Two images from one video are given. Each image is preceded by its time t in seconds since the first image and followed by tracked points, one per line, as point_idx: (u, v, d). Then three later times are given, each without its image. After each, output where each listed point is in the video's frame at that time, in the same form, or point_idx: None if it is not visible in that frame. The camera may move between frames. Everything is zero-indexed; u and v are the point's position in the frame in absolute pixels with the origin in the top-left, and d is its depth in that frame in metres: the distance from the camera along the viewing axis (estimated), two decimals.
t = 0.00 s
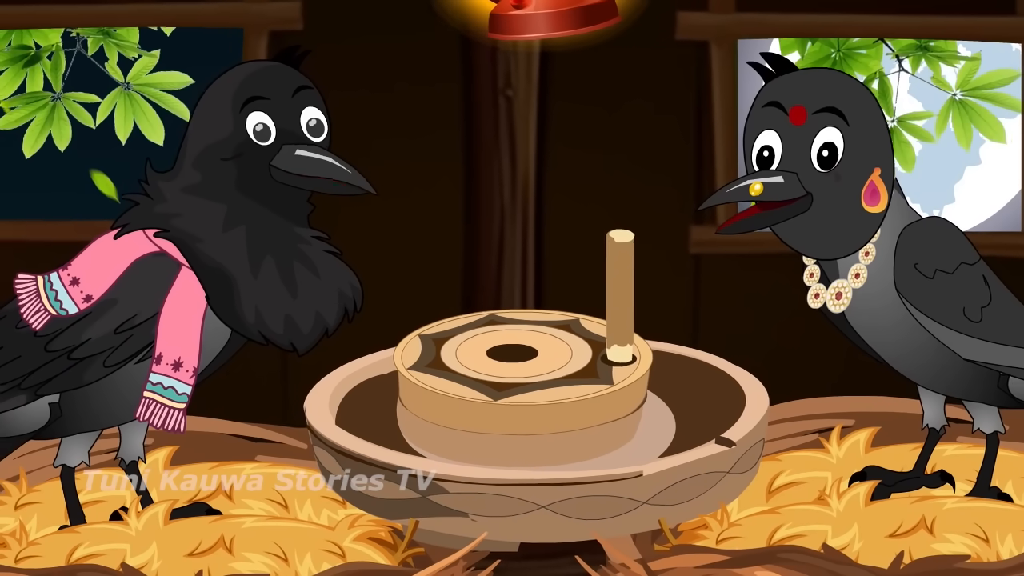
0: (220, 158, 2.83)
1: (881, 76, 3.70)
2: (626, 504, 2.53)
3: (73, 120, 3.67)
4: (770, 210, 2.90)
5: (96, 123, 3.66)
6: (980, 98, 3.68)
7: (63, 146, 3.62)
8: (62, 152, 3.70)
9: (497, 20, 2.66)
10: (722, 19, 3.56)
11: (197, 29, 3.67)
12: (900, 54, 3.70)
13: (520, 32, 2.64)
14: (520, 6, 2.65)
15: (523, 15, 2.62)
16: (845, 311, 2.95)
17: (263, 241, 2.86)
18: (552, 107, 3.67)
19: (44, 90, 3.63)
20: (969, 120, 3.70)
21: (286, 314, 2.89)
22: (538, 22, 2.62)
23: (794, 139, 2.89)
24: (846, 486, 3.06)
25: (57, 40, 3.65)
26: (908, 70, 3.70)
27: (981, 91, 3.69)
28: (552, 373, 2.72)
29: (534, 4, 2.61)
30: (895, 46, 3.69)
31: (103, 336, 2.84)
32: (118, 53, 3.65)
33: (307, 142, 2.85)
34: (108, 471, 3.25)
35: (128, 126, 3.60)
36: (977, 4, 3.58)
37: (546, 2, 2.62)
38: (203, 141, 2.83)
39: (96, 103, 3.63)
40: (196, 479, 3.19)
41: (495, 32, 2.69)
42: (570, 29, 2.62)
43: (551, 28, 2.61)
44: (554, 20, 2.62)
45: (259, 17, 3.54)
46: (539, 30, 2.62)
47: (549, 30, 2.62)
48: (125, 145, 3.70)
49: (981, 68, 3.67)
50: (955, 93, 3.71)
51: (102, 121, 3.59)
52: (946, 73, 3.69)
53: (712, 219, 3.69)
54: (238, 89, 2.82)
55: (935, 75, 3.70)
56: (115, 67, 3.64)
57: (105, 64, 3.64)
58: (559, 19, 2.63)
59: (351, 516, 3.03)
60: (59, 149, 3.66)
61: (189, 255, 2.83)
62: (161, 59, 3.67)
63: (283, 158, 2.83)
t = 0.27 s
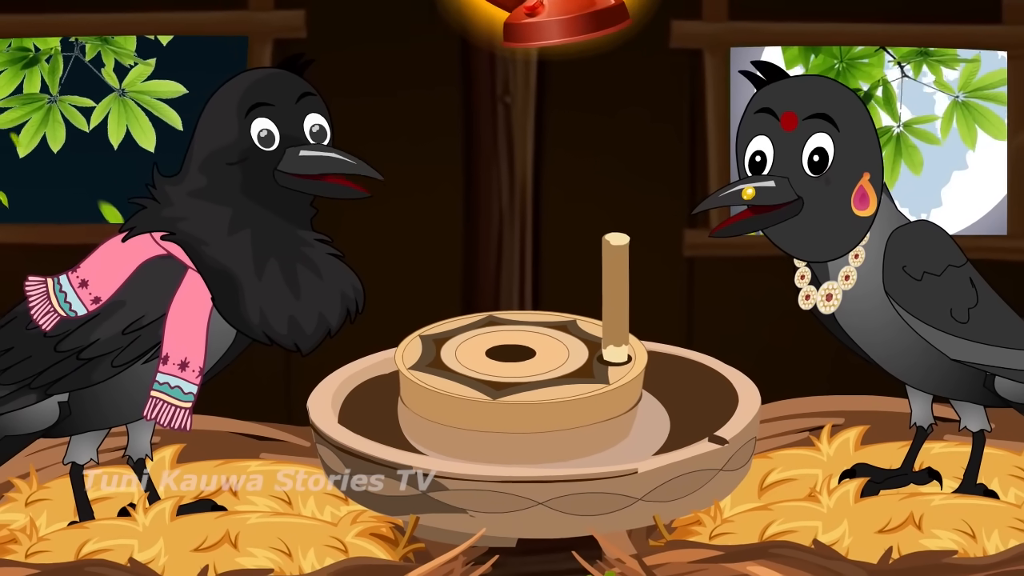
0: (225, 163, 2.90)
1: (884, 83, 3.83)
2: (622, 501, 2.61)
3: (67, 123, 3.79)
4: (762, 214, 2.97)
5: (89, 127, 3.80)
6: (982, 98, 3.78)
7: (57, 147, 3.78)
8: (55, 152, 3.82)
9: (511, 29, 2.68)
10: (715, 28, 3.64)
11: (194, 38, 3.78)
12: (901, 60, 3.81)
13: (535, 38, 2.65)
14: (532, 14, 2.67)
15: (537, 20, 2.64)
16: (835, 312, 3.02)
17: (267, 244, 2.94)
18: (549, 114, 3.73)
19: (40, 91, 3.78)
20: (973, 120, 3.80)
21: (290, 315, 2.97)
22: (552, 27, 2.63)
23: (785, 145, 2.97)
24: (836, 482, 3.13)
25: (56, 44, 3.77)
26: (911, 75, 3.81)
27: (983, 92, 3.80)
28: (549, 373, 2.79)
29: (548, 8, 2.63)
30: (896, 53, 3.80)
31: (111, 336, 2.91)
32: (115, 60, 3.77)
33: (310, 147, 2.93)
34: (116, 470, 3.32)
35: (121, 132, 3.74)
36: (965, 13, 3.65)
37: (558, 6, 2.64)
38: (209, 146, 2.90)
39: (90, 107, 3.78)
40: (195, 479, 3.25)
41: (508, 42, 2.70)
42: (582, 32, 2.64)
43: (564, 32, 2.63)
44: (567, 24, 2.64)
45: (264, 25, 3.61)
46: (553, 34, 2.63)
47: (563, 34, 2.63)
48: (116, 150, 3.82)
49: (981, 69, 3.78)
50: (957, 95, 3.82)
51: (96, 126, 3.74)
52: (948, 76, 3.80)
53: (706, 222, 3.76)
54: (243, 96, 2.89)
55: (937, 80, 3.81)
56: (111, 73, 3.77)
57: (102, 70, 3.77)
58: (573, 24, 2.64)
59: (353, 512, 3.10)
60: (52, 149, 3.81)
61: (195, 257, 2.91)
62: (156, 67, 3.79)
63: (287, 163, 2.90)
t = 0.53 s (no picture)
0: (230, 168, 2.97)
1: (863, 89, 3.88)
2: (617, 497, 2.68)
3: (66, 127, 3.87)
4: (754, 218, 3.02)
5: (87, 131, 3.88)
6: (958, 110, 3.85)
7: (55, 149, 3.86)
8: (53, 155, 3.89)
9: (500, 36, 2.92)
10: (709, 36, 3.74)
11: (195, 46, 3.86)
12: (881, 68, 3.88)
13: (523, 46, 2.89)
14: (520, 23, 2.91)
15: (524, 31, 2.88)
16: (825, 313, 3.08)
17: (271, 247, 2.99)
18: (547, 121, 3.80)
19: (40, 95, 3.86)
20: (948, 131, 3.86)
21: (294, 316, 3.02)
22: (538, 38, 2.88)
23: (777, 150, 3.03)
24: (826, 480, 3.21)
25: (57, 49, 3.84)
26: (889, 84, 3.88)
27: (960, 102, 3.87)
28: (546, 372, 2.86)
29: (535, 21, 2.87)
30: (877, 61, 3.88)
31: (118, 337, 2.99)
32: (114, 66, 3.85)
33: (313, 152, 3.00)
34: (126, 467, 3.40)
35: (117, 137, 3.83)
36: (954, 21, 3.74)
37: (545, 19, 2.88)
38: (214, 152, 2.97)
39: (88, 111, 3.87)
40: (195, 479, 3.29)
41: (496, 48, 2.93)
42: (568, 43, 2.88)
43: (551, 43, 2.87)
44: (553, 35, 2.88)
45: (268, 34, 3.70)
46: (540, 45, 2.88)
47: (549, 44, 2.88)
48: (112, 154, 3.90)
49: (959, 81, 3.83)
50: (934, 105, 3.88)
51: (93, 130, 3.85)
52: (927, 86, 3.87)
53: (699, 225, 3.86)
54: (247, 102, 2.96)
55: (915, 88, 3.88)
56: (110, 79, 3.84)
57: (101, 76, 3.85)
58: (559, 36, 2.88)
59: (355, 509, 3.18)
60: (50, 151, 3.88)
61: (201, 260, 2.97)
62: (154, 74, 3.86)
63: (290, 168, 2.97)
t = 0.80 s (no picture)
0: (235, 173, 3.05)
1: (841, 96, 3.90)
2: (613, 495, 2.75)
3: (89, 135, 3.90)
4: (747, 222, 3.10)
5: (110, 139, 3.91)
6: (932, 121, 3.89)
7: (79, 158, 3.89)
8: (76, 163, 3.93)
9: (484, 43, 3.10)
10: (702, 44, 3.80)
11: (211, 52, 3.90)
12: (859, 76, 3.90)
13: (506, 54, 3.07)
14: (504, 32, 3.09)
15: (507, 40, 3.06)
16: (817, 315, 3.15)
17: (275, 250, 3.07)
18: (545, 126, 3.87)
19: (62, 106, 3.90)
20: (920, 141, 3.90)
21: (297, 318, 3.10)
22: (521, 47, 3.06)
23: (769, 155, 3.10)
24: (817, 477, 3.28)
25: (75, 60, 3.89)
26: (866, 92, 3.91)
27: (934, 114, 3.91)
28: (543, 373, 2.94)
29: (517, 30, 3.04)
30: (856, 69, 3.90)
31: (126, 338, 3.06)
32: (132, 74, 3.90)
33: (316, 158, 3.07)
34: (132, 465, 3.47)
35: (139, 143, 3.87)
36: (942, 29, 3.79)
37: (527, 30, 3.06)
38: (220, 157, 3.04)
39: (109, 119, 3.90)
40: (195, 479, 3.37)
41: (480, 54, 3.13)
42: (550, 54, 3.05)
43: (533, 52, 3.04)
44: (535, 45, 3.05)
45: (271, 42, 3.78)
46: (522, 54, 3.05)
47: (531, 54, 3.05)
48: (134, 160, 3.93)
49: (934, 92, 3.89)
50: (909, 114, 3.91)
51: (114, 138, 3.87)
52: (903, 96, 3.90)
53: (693, 229, 3.93)
54: (252, 109, 3.04)
55: (891, 97, 3.91)
56: (129, 88, 3.89)
57: (120, 85, 3.89)
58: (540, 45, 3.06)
59: (357, 505, 3.25)
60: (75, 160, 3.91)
61: (206, 263, 3.05)
62: (171, 81, 3.90)
63: (294, 173, 3.05)
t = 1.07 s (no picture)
0: (239, 177, 3.12)
1: (820, 100, 3.98)
2: (609, 492, 2.83)
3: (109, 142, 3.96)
4: (740, 225, 3.17)
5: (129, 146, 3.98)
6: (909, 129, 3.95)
7: (100, 166, 3.96)
8: (98, 171, 3.99)
9: (470, 49, 3.29)
10: (696, 51, 3.90)
11: (220, 59, 3.94)
12: (840, 81, 3.98)
13: (490, 60, 3.26)
14: (490, 39, 3.27)
15: (491, 47, 3.25)
16: (808, 316, 3.22)
17: (278, 252, 3.15)
18: (542, 130, 3.95)
19: (81, 115, 3.96)
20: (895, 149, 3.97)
21: (300, 319, 3.17)
22: (504, 55, 3.24)
23: (761, 160, 3.17)
24: (809, 475, 3.35)
25: (92, 70, 3.94)
26: (846, 98, 3.98)
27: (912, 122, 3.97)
28: (541, 372, 3.01)
29: (501, 38, 3.23)
30: (836, 75, 3.98)
31: (133, 339, 3.13)
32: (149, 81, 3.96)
33: (319, 162, 3.14)
34: (140, 462, 3.54)
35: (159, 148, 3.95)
36: (930, 36, 3.89)
37: (512, 39, 3.24)
38: (224, 161, 3.11)
39: (128, 126, 3.96)
40: (195, 479, 3.42)
41: (466, 58, 3.31)
42: (533, 62, 3.24)
43: (516, 60, 3.23)
44: (519, 53, 3.23)
45: (275, 49, 3.87)
46: (505, 61, 3.24)
47: (514, 61, 3.23)
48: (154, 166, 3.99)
49: (912, 102, 3.95)
50: (886, 122, 3.98)
51: (135, 145, 3.95)
52: (880, 103, 3.97)
53: (687, 232, 4.00)
54: (256, 114, 3.11)
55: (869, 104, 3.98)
56: (146, 95, 3.94)
57: (137, 92, 3.95)
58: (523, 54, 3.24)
59: (358, 502, 3.32)
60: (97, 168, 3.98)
61: (211, 265, 3.13)
62: (188, 86, 3.96)
63: (297, 177, 3.12)
